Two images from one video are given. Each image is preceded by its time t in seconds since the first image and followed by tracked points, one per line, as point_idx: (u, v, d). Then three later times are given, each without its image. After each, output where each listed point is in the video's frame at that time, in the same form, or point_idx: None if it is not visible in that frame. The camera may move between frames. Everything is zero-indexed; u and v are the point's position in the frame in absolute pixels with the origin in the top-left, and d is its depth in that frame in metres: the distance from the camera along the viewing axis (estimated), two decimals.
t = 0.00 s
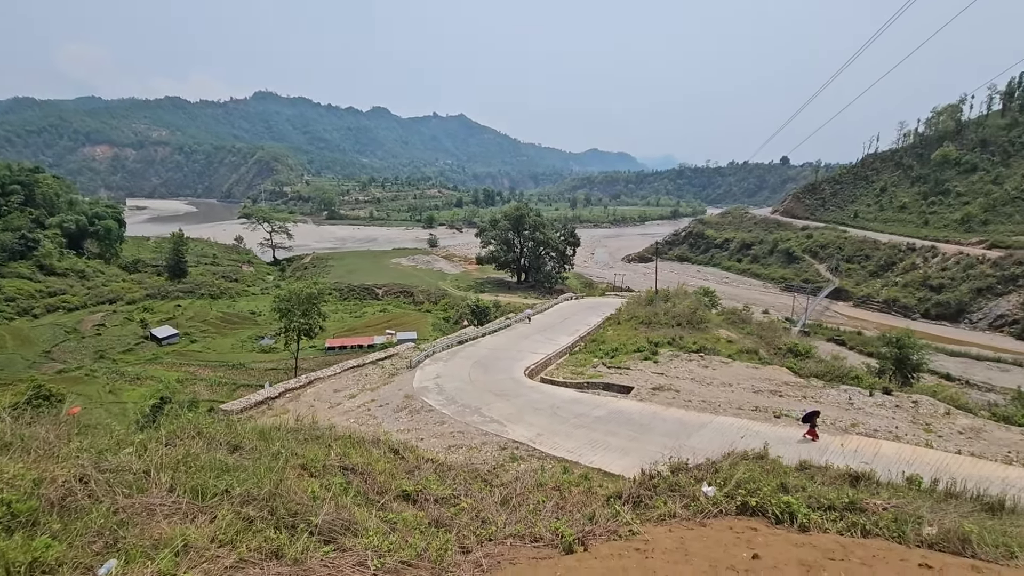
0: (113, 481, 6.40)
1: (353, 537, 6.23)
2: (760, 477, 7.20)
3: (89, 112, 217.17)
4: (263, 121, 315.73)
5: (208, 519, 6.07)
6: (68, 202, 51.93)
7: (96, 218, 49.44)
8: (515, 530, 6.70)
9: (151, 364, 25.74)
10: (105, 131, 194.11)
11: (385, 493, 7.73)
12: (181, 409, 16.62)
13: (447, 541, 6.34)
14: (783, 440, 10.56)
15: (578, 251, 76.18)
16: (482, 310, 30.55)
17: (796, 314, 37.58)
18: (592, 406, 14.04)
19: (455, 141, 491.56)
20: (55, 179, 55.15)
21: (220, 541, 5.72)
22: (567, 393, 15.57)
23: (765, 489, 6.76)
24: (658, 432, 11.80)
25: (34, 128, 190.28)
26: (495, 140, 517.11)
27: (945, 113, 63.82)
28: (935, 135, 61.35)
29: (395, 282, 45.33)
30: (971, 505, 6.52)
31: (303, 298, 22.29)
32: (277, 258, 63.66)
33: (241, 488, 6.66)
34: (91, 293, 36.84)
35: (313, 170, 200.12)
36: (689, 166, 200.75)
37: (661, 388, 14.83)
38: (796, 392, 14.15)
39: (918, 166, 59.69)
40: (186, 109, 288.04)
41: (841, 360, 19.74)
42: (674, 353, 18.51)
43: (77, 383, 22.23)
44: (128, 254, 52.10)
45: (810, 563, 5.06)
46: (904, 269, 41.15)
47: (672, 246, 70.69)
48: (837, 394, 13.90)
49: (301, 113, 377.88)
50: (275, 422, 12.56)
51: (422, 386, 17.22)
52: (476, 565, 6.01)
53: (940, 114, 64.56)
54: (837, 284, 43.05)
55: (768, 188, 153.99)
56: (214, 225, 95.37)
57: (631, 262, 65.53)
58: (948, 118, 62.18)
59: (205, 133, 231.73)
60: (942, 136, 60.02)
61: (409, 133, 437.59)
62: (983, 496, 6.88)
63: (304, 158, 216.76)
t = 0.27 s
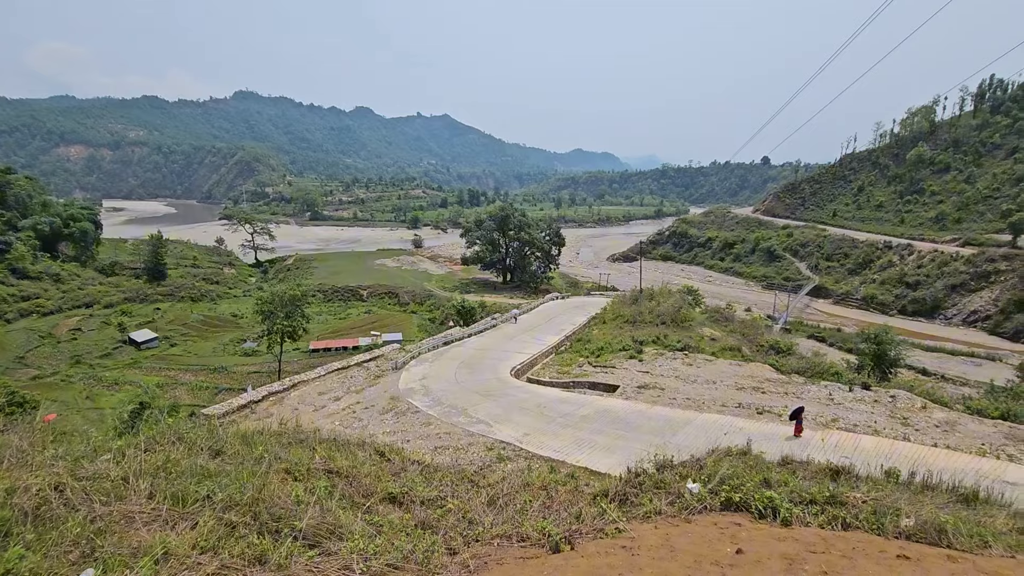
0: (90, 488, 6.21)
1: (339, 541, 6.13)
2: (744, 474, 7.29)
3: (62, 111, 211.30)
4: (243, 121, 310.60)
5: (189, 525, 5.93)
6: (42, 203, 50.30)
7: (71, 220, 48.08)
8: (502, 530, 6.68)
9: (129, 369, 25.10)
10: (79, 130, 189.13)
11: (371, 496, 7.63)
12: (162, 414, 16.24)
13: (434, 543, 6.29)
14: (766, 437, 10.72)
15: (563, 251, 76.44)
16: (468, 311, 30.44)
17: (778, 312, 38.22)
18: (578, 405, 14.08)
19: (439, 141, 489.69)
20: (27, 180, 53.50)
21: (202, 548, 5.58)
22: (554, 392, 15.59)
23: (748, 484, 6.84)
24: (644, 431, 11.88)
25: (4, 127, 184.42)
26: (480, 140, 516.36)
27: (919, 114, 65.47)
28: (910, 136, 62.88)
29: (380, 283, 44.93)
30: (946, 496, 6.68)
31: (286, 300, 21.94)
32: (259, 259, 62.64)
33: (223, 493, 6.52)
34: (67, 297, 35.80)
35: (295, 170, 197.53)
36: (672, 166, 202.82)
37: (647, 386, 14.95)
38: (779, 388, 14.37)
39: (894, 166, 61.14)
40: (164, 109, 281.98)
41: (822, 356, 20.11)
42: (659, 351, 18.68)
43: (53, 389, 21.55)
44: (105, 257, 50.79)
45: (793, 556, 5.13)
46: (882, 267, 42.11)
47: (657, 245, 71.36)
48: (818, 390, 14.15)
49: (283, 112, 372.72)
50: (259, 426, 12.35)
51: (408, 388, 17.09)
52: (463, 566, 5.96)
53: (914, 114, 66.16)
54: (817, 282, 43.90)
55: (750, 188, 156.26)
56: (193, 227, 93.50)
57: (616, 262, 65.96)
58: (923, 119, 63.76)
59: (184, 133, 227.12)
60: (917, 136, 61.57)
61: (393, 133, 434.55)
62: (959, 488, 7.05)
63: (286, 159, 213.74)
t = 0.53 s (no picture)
0: (67, 496, 6.01)
1: (325, 545, 6.03)
2: (729, 471, 7.36)
3: (36, 110, 205.70)
4: (225, 120, 305.67)
5: (171, 532, 5.77)
6: (17, 205, 48.47)
7: (47, 222, 46.77)
8: (490, 531, 6.64)
9: (108, 373, 24.49)
10: (54, 129, 184.33)
11: (357, 499, 7.54)
12: (142, 419, 15.86)
13: (421, 545, 6.22)
14: (751, 434, 10.83)
15: (549, 251, 76.61)
16: (454, 311, 30.31)
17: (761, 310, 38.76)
18: (565, 405, 14.10)
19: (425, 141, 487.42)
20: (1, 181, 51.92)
21: (184, 555, 5.44)
22: (541, 392, 15.59)
23: (733, 481, 6.90)
24: (631, 430, 11.93)
25: None
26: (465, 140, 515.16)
27: (897, 116, 66.97)
28: (888, 136, 64.26)
29: (366, 284, 44.52)
30: (925, 490, 6.82)
31: (270, 302, 21.61)
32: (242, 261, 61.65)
33: (206, 499, 6.37)
34: (43, 300, 34.80)
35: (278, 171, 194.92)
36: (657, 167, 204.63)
37: (633, 385, 15.03)
38: (762, 386, 14.56)
39: (873, 167, 62.42)
40: (143, 108, 276.22)
41: (804, 354, 20.41)
42: (644, 350, 18.79)
43: (29, 396, 20.76)
44: (82, 259, 49.54)
45: (777, 551, 5.17)
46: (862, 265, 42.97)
47: (642, 245, 71.89)
48: (801, 387, 14.36)
49: (266, 112, 367.65)
50: (242, 430, 12.12)
51: (395, 389, 16.95)
52: (451, 568, 5.90)
53: (892, 116, 67.62)
54: (799, 281, 44.65)
55: (733, 188, 158.28)
56: (174, 228, 91.62)
57: (602, 262, 66.33)
58: (900, 120, 65.19)
59: (163, 133, 222.60)
60: (894, 137, 62.95)
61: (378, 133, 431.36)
62: (936, 481, 7.20)
63: (269, 159, 210.74)
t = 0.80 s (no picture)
0: (45, 504, 5.84)
1: (311, 549, 5.94)
2: (715, 469, 7.41)
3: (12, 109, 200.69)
4: (208, 120, 301.12)
5: (154, 540, 5.64)
6: None
7: (25, 223, 45.59)
8: (478, 532, 6.60)
9: (89, 377, 23.93)
10: (30, 129, 179.92)
11: (344, 502, 7.44)
12: (124, 424, 15.50)
13: (409, 548, 6.15)
14: (736, 432, 10.94)
15: (537, 252, 76.80)
16: (442, 312, 30.17)
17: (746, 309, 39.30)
18: (553, 405, 14.09)
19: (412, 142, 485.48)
20: None
21: (167, 562, 5.31)
22: (529, 392, 15.59)
23: (719, 479, 6.94)
24: (619, 429, 11.98)
25: None
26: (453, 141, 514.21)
27: (877, 117, 68.31)
28: (869, 138, 65.53)
29: (353, 285, 44.16)
30: (907, 485, 6.93)
31: (255, 304, 21.29)
32: (226, 263, 60.73)
33: (190, 504, 6.24)
34: (20, 304, 33.89)
35: (263, 171, 192.57)
36: (644, 167, 206.30)
37: (621, 385, 15.09)
38: (748, 384, 14.72)
39: (854, 167, 63.62)
40: (123, 108, 271.05)
41: (789, 352, 20.71)
42: (632, 349, 18.90)
43: (5, 401, 20.26)
44: (61, 261, 48.39)
45: (763, 548, 5.20)
46: (844, 264, 43.76)
47: (629, 245, 72.40)
48: (786, 385, 14.56)
49: (250, 111, 362.91)
50: (227, 433, 11.90)
51: (382, 391, 16.81)
52: (439, 570, 5.85)
53: (873, 117, 68.95)
54: (783, 280, 45.32)
55: (719, 188, 160.27)
56: (156, 230, 90.01)
57: (590, 262, 66.61)
58: (880, 121, 66.47)
59: (145, 133, 218.56)
60: (875, 138, 64.21)
61: (364, 133, 428.39)
62: (917, 476, 7.33)
63: (254, 159, 208.21)
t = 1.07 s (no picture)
0: (25, 512, 5.67)
1: (299, 553, 5.86)
2: (702, 466, 7.45)
3: None
4: (192, 119, 296.46)
5: (137, 546, 5.52)
6: None
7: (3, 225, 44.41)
8: (468, 533, 6.57)
9: (70, 381, 23.38)
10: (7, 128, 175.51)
11: (332, 505, 7.36)
12: (106, 429, 15.16)
13: (398, 550, 6.10)
14: (723, 430, 11.03)
15: (526, 252, 76.89)
16: (431, 313, 30.03)
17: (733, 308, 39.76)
18: (543, 405, 14.09)
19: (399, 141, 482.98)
20: None
21: (150, 569, 5.19)
22: (518, 392, 15.58)
23: (707, 477, 7.00)
24: (607, 428, 12.01)
25: None
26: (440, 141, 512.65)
27: (859, 118, 69.54)
28: (851, 138, 66.68)
29: (341, 286, 43.80)
30: (890, 480, 7.04)
31: (241, 306, 20.97)
32: (211, 264, 59.82)
33: (175, 510, 6.10)
34: None
35: (249, 171, 190.24)
36: (631, 168, 207.67)
37: (609, 384, 15.15)
38: (734, 382, 14.88)
39: (837, 168, 64.68)
40: (104, 108, 265.76)
41: (775, 350, 20.97)
42: (620, 349, 18.98)
43: None
44: (40, 263, 47.26)
45: (750, 544, 5.24)
46: (828, 263, 44.46)
47: (617, 245, 72.81)
48: (772, 382, 14.73)
49: (235, 111, 358.09)
50: (212, 437, 11.70)
51: (371, 393, 16.67)
52: (428, 572, 5.81)
53: (855, 118, 70.18)
54: (769, 279, 45.93)
55: (705, 188, 161.97)
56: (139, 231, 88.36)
57: (579, 262, 66.83)
58: (862, 122, 67.72)
59: (126, 132, 214.53)
60: (857, 139, 65.32)
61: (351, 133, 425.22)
62: (900, 471, 7.46)
63: (239, 159, 205.47)
